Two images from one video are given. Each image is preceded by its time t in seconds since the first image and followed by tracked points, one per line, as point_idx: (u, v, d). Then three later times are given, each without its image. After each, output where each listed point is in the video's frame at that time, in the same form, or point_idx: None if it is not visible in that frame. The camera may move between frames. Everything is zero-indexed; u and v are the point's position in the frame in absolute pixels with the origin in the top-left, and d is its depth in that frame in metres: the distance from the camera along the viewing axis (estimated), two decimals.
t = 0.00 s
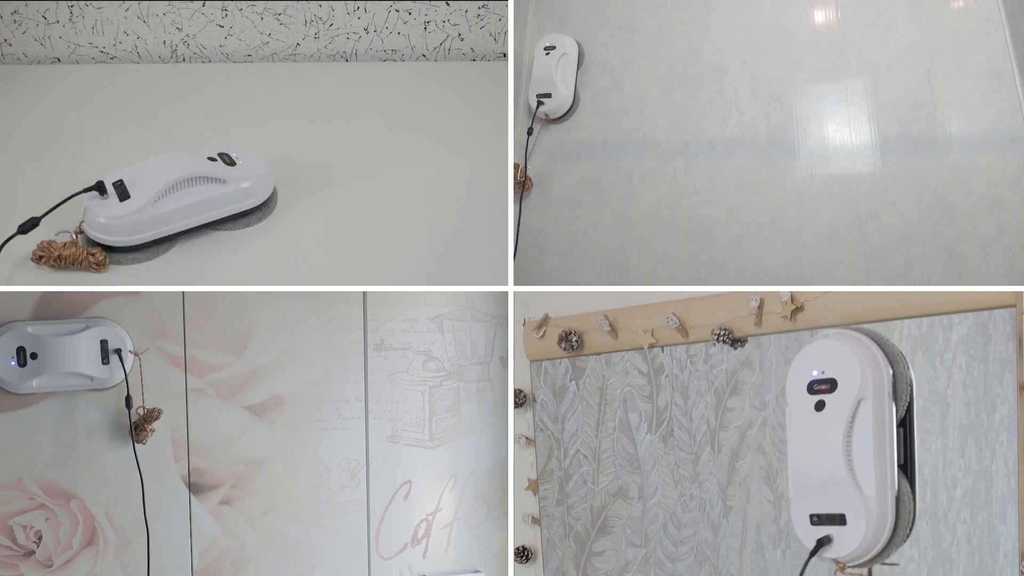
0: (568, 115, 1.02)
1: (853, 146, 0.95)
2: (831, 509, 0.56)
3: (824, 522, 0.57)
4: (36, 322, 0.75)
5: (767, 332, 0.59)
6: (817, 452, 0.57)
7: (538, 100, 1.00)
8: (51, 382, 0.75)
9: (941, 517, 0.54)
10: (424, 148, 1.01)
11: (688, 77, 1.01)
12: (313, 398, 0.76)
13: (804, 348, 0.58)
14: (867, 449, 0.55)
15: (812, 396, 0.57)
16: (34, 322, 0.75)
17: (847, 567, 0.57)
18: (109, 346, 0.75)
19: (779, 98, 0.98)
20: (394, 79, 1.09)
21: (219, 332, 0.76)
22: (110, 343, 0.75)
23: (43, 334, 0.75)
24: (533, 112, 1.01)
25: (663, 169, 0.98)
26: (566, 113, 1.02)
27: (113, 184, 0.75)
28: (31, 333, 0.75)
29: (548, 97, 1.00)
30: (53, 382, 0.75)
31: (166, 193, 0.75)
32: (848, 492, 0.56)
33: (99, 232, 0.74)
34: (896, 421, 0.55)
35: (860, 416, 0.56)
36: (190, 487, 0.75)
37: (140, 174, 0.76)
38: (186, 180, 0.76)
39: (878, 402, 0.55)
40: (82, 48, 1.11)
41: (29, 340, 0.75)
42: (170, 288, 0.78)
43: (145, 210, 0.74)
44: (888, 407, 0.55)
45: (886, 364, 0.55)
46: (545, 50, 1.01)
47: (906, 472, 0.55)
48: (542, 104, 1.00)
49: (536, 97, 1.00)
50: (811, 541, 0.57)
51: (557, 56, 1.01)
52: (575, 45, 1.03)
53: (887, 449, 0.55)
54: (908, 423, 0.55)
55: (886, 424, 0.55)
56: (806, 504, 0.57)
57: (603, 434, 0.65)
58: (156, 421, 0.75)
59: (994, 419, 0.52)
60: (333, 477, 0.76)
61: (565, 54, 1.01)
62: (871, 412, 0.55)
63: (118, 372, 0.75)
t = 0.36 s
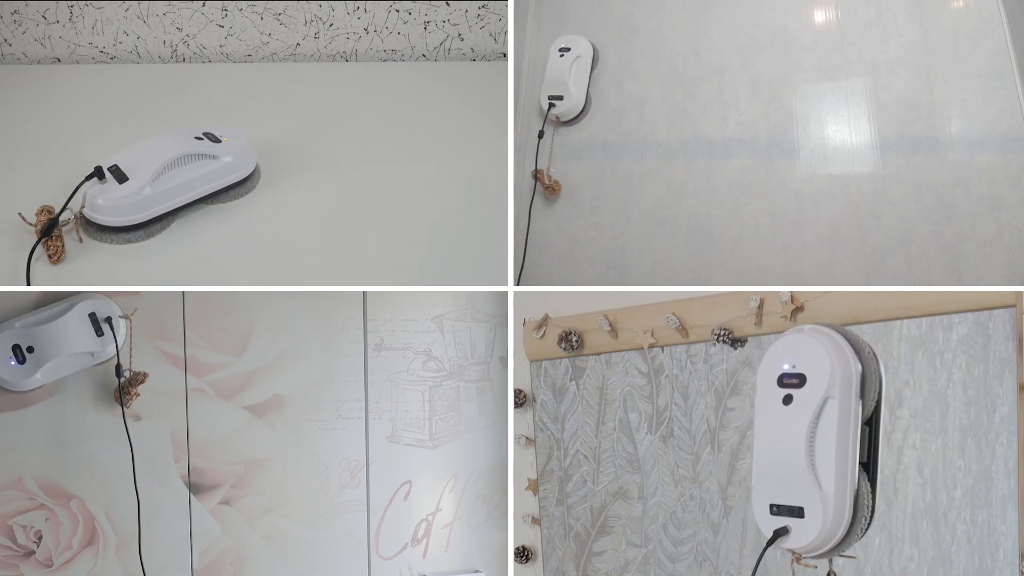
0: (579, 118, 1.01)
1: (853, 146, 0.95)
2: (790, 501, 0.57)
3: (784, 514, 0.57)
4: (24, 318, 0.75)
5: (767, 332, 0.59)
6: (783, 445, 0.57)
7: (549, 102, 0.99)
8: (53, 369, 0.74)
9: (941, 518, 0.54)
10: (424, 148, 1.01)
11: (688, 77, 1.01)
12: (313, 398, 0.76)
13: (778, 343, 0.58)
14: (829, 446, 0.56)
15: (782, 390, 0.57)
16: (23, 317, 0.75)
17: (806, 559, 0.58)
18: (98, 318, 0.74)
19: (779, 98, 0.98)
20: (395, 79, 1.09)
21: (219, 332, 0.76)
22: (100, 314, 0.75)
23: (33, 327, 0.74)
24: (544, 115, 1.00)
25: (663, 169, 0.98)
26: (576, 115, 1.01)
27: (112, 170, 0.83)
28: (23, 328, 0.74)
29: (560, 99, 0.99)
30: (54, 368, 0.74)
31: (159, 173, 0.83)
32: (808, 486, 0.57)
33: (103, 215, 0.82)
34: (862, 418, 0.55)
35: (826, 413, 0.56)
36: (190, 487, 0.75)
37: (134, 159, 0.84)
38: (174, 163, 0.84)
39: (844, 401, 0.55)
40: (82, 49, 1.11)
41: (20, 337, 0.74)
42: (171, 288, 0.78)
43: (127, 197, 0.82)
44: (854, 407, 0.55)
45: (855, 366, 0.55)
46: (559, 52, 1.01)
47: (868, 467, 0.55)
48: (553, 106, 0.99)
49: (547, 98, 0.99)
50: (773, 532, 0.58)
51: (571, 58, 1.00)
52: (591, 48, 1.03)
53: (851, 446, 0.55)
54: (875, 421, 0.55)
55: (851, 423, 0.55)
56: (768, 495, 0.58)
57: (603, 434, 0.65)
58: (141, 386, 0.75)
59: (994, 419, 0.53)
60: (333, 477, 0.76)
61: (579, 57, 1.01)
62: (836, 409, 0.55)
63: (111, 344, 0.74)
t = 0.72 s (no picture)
0: (586, 116, 1.02)
1: (852, 146, 0.95)
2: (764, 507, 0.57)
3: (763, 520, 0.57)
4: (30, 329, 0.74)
5: (767, 333, 0.59)
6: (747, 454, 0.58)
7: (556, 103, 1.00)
8: (61, 378, 0.73)
9: (941, 518, 0.53)
10: (424, 148, 1.00)
11: (688, 77, 1.01)
12: (312, 398, 0.76)
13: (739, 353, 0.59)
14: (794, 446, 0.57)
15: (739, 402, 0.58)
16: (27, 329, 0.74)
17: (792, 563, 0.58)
18: (97, 316, 0.74)
19: (779, 98, 0.98)
20: (395, 79, 1.09)
21: (220, 332, 0.76)
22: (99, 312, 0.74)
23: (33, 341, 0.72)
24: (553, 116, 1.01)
25: (663, 169, 0.98)
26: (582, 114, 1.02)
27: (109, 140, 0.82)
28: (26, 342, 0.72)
29: (565, 99, 0.99)
30: (63, 375, 0.73)
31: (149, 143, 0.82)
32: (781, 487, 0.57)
33: (93, 180, 0.81)
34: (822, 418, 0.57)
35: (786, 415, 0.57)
36: (190, 487, 0.75)
37: (124, 129, 0.83)
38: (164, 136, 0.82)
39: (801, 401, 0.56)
40: (82, 48, 1.11)
41: (24, 351, 0.72)
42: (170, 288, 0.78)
43: (120, 162, 0.81)
44: (812, 406, 0.56)
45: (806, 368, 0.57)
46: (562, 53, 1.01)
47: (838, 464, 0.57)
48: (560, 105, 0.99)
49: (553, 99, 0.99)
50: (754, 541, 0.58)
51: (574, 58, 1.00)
52: (592, 47, 1.03)
53: (815, 444, 0.56)
54: (836, 419, 0.57)
55: (811, 424, 0.56)
56: (743, 505, 0.59)
57: (603, 434, 0.65)
58: (145, 377, 0.75)
59: (994, 419, 0.52)
60: (333, 477, 0.76)
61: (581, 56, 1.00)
62: (796, 410, 0.56)
63: (112, 342, 0.74)
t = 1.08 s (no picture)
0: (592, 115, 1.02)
1: (852, 146, 0.95)
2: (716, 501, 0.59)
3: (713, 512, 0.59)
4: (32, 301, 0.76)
5: (767, 333, 0.59)
6: (716, 448, 0.59)
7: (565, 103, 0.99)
8: (39, 357, 0.74)
9: (941, 518, 0.53)
10: (424, 148, 1.01)
11: (688, 77, 1.01)
12: (312, 398, 0.76)
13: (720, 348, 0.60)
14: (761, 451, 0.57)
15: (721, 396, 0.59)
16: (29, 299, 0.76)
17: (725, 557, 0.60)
18: (99, 320, 0.75)
19: (779, 98, 0.98)
20: (395, 79, 1.09)
21: (219, 332, 0.76)
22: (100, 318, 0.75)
23: (33, 311, 0.75)
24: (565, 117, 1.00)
25: (663, 169, 0.99)
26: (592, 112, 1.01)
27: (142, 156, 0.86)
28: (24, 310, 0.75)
29: (576, 97, 0.99)
30: (41, 357, 0.74)
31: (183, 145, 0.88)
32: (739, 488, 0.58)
33: (149, 198, 0.86)
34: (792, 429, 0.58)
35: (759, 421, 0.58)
36: (190, 488, 0.75)
37: (149, 142, 0.88)
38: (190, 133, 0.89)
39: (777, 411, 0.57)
40: (82, 49, 1.11)
41: (19, 317, 0.75)
42: (169, 288, 0.78)
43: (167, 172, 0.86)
44: (788, 416, 0.57)
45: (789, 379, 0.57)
46: (562, 52, 1.00)
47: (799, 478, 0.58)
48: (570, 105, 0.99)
49: (563, 99, 0.98)
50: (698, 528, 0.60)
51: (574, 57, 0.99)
52: (592, 46, 1.03)
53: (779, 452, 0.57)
54: (809, 431, 0.58)
55: (782, 434, 0.57)
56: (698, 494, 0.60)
57: (603, 434, 0.65)
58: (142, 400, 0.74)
59: (994, 419, 0.52)
60: (333, 477, 0.77)
61: (582, 54, 1.00)
62: (768, 417, 0.57)
63: (104, 349, 0.74)
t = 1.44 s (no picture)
0: (586, 116, 1.02)
1: (852, 146, 0.95)
2: (705, 506, 0.60)
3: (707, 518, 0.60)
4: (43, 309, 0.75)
5: (767, 332, 0.59)
6: (684, 457, 0.61)
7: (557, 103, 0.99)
8: (17, 361, 0.73)
9: (941, 518, 0.54)
10: (424, 147, 1.02)
11: (688, 77, 1.01)
12: (313, 398, 0.76)
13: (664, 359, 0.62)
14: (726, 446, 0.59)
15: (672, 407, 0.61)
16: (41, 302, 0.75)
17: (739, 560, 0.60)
18: (87, 373, 0.73)
19: (779, 98, 0.98)
20: (394, 79, 1.09)
21: (219, 332, 0.76)
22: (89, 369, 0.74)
23: (41, 319, 0.74)
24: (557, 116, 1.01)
25: (663, 169, 0.99)
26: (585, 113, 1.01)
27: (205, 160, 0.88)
28: (33, 315, 0.74)
29: (570, 98, 0.99)
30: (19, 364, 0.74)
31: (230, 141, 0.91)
32: (718, 486, 0.60)
33: (229, 198, 0.90)
34: (753, 417, 0.59)
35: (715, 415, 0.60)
36: (190, 487, 0.75)
37: (202, 145, 0.89)
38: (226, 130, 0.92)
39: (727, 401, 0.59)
40: (82, 49, 1.08)
41: (26, 314, 0.74)
42: (170, 288, 0.78)
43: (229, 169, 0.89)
44: (738, 402, 0.59)
45: (734, 371, 0.60)
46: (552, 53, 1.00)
47: (774, 460, 0.59)
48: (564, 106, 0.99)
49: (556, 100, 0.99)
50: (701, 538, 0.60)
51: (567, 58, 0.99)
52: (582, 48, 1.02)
53: (743, 439, 0.59)
54: (767, 415, 0.59)
55: (738, 422, 0.59)
56: (686, 505, 0.61)
57: (603, 434, 0.65)
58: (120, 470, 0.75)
59: (994, 419, 0.52)
60: (333, 477, 0.76)
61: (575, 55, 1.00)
62: (723, 408, 0.59)
63: (82, 398, 0.74)
